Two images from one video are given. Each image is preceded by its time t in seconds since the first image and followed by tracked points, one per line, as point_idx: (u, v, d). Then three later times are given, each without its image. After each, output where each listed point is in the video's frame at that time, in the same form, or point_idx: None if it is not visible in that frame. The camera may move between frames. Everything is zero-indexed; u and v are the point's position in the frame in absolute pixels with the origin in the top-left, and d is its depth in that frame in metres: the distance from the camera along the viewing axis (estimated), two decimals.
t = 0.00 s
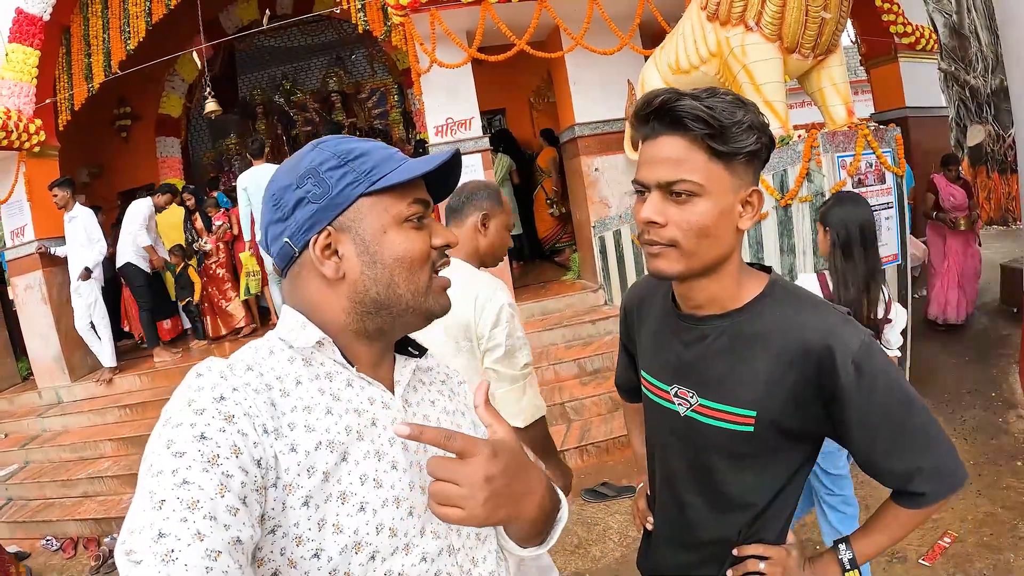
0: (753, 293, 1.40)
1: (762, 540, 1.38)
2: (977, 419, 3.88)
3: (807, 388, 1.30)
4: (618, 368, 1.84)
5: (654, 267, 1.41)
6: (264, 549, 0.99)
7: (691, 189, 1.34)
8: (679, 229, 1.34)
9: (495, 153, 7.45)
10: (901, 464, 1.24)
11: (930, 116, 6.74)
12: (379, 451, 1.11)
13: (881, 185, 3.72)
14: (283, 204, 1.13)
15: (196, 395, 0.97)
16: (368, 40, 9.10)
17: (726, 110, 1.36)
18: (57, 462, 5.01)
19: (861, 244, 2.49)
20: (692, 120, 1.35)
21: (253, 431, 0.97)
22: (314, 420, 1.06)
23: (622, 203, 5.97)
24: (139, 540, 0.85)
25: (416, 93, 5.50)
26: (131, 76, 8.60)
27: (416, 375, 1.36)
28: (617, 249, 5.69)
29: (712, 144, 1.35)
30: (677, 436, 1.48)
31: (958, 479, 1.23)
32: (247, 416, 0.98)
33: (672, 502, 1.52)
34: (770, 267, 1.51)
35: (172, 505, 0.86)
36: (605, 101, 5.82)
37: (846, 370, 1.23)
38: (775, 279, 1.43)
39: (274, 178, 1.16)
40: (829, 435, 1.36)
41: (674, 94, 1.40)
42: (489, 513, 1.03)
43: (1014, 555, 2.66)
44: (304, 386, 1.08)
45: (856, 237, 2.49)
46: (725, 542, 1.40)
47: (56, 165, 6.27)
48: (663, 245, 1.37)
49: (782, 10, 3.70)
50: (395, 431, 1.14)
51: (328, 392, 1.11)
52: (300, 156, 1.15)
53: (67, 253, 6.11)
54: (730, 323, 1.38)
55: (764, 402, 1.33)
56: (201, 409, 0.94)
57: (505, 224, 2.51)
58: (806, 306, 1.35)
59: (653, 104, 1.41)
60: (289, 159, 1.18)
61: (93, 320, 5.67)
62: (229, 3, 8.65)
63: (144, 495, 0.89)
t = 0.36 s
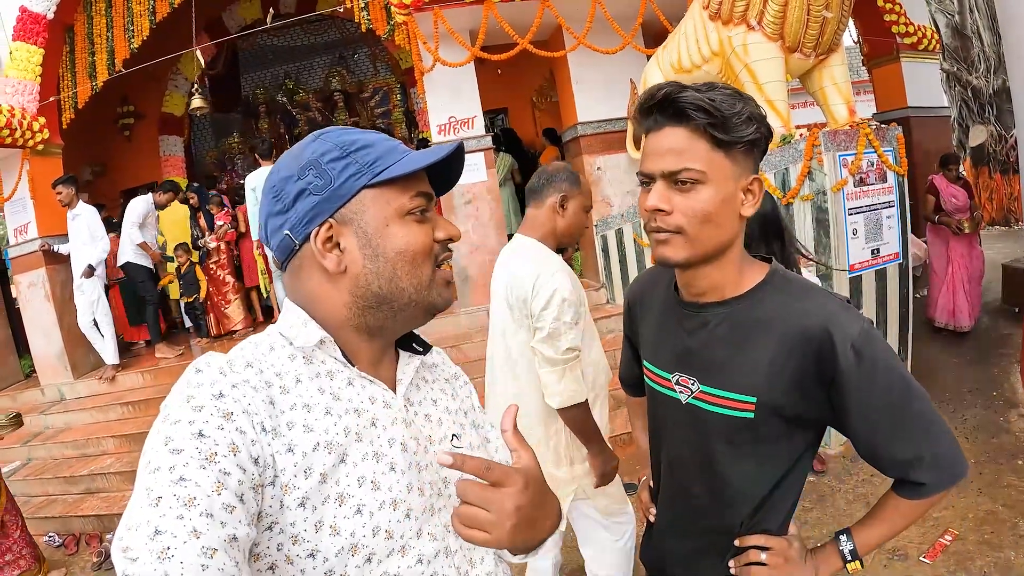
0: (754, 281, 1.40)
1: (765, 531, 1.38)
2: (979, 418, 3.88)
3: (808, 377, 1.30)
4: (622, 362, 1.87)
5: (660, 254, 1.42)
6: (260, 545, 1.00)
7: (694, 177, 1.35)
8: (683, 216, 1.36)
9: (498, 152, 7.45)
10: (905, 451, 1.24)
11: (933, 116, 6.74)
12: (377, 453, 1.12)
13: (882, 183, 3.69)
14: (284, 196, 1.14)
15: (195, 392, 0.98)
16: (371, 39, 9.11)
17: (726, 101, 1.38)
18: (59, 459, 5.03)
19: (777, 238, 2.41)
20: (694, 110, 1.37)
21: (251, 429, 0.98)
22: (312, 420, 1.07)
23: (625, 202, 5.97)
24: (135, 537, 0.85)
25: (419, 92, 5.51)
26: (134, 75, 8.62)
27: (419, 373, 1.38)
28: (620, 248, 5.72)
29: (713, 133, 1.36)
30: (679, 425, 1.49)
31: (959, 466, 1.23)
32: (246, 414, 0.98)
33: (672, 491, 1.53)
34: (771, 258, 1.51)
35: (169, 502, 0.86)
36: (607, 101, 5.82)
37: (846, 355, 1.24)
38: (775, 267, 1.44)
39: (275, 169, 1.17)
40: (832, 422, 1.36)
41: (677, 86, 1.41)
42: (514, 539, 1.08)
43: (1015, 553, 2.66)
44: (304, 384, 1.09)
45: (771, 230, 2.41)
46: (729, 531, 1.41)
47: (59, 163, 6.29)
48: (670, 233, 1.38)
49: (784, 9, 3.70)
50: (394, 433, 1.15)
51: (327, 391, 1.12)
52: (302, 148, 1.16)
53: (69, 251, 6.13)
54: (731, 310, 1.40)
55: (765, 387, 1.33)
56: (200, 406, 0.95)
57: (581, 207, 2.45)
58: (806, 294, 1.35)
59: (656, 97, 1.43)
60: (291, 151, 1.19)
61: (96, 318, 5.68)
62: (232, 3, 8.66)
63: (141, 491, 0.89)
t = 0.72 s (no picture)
0: (750, 279, 1.42)
1: (758, 526, 1.39)
2: (980, 418, 3.88)
3: (804, 372, 1.31)
4: (626, 356, 1.86)
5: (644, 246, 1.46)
6: (265, 546, 1.02)
7: (659, 169, 1.40)
8: (655, 207, 1.40)
9: (501, 151, 7.46)
10: (900, 450, 1.25)
11: (935, 116, 6.72)
12: (378, 442, 1.13)
13: (884, 183, 3.70)
14: (275, 187, 1.15)
15: (190, 391, 1.00)
16: (375, 38, 9.15)
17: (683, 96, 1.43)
18: (63, 456, 5.05)
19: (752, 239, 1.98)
20: (650, 109, 1.43)
21: (248, 426, 0.99)
22: (312, 412, 1.08)
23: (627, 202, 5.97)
24: (131, 541, 0.87)
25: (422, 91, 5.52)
26: (139, 75, 8.64)
27: (412, 364, 1.41)
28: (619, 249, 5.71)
29: (669, 126, 1.41)
30: (680, 419, 1.50)
31: (958, 467, 1.23)
32: (241, 411, 1.00)
33: (671, 484, 1.54)
34: (771, 256, 1.52)
35: (164, 504, 0.89)
36: (610, 101, 5.83)
37: (840, 349, 1.25)
38: (775, 265, 1.45)
39: (265, 161, 1.18)
40: (829, 421, 1.37)
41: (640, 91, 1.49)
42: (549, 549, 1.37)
43: (1015, 553, 2.66)
44: (300, 378, 1.11)
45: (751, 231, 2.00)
46: (724, 524, 1.43)
47: (64, 162, 6.32)
48: (645, 226, 1.42)
49: (785, 9, 3.71)
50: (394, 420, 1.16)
51: (325, 383, 1.13)
52: (292, 140, 1.18)
53: (74, 249, 6.15)
54: (728, 306, 1.40)
55: (763, 383, 1.33)
56: (195, 405, 0.97)
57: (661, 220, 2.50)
58: (805, 289, 1.36)
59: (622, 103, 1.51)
60: (280, 144, 1.21)
61: (100, 316, 5.72)
62: (236, 2, 8.69)
63: (138, 494, 0.91)
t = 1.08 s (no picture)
0: (714, 287, 1.41)
1: (736, 526, 1.41)
2: (985, 423, 3.85)
3: (767, 378, 1.32)
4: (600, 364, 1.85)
5: (632, 264, 1.42)
6: (271, 557, 1.02)
7: (670, 188, 1.36)
8: (660, 225, 1.35)
9: (506, 153, 7.45)
10: (863, 448, 1.25)
11: (942, 118, 6.68)
12: (382, 449, 1.13)
13: (889, 187, 3.68)
14: (276, 198, 1.16)
15: (191, 402, 1.00)
16: (380, 40, 9.17)
17: (699, 116, 1.40)
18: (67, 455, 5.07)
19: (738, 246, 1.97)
20: (671, 124, 1.37)
21: (250, 437, 0.99)
22: (318, 420, 1.08)
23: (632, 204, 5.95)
24: (132, 552, 0.88)
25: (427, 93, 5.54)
26: (146, 76, 8.67)
27: (412, 373, 1.43)
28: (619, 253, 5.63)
29: (688, 147, 1.38)
30: (649, 429, 1.50)
31: (919, 462, 1.23)
32: (244, 422, 1.00)
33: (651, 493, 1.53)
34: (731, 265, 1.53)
35: (166, 516, 0.89)
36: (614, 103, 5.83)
37: (799, 355, 1.25)
38: (736, 275, 1.45)
39: (265, 171, 1.18)
40: (794, 421, 1.37)
41: (652, 100, 1.42)
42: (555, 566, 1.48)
43: (1018, 561, 2.64)
44: (302, 387, 1.11)
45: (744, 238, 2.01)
46: (699, 527, 1.43)
47: (71, 162, 6.37)
48: (647, 241, 1.37)
49: (791, 12, 3.69)
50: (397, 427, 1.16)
51: (328, 393, 1.13)
52: (293, 150, 1.19)
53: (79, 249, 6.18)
54: (692, 315, 1.40)
55: (728, 390, 1.34)
56: (197, 416, 0.97)
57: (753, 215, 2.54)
58: (765, 296, 1.36)
59: (634, 109, 1.42)
60: (280, 154, 1.21)
61: (105, 316, 5.75)
62: (243, 4, 8.72)
63: (140, 506, 0.92)
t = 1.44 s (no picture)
0: (636, 275, 1.52)
1: (685, 499, 1.48)
2: (989, 426, 3.82)
3: (695, 350, 1.43)
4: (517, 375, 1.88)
5: (569, 261, 1.47)
6: (256, 556, 1.01)
7: (601, 190, 1.46)
8: (594, 224, 1.44)
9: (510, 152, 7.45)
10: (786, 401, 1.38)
11: (947, 118, 6.63)
12: (367, 447, 1.12)
13: (893, 187, 3.66)
14: (265, 191, 1.15)
15: (174, 401, 0.99)
16: (385, 39, 9.17)
17: (613, 127, 1.55)
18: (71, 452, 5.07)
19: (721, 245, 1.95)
20: (599, 132, 1.49)
21: (233, 435, 0.98)
22: (301, 418, 1.07)
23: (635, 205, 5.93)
24: (116, 554, 0.87)
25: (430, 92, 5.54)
26: (151, 75, 8.70)
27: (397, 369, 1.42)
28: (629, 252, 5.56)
29: (613, 153, 1.50)
30: (594, 418, 1.55)
31: (832, 408, 1.39)
32: (227, 421, 0.99)
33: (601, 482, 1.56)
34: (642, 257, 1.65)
35: (149, 517, 0.89)
36: (618, 102, 5.80)
37: (721, 322, 1.37)
38: (652, 262, 1.57)
39: (254, 165, 1.18)
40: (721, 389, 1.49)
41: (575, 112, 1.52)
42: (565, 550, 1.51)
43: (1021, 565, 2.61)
44: (286, 385, 1.10)
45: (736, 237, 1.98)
46: (651, 506, 1.49)
47: (75, 161, 6.38)
48: (582, 238, 1.45)
49: (794, 11, 3.67)
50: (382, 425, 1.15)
51: (312, 390, 1.13)
52: (283, 144, 1.18)
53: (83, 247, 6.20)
54: (620, 302, 1.50)
55: (661, 367, 1.44)
56: (180, 415, 0.96)
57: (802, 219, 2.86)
58: (680, 277, 1.49)
59: (562, 119, 1.50)
60: (269, 148, 1.20)
61: (109, 314, 5.75)
62: (248, 3, 8.73)
63: (123, 506, 0.91)
